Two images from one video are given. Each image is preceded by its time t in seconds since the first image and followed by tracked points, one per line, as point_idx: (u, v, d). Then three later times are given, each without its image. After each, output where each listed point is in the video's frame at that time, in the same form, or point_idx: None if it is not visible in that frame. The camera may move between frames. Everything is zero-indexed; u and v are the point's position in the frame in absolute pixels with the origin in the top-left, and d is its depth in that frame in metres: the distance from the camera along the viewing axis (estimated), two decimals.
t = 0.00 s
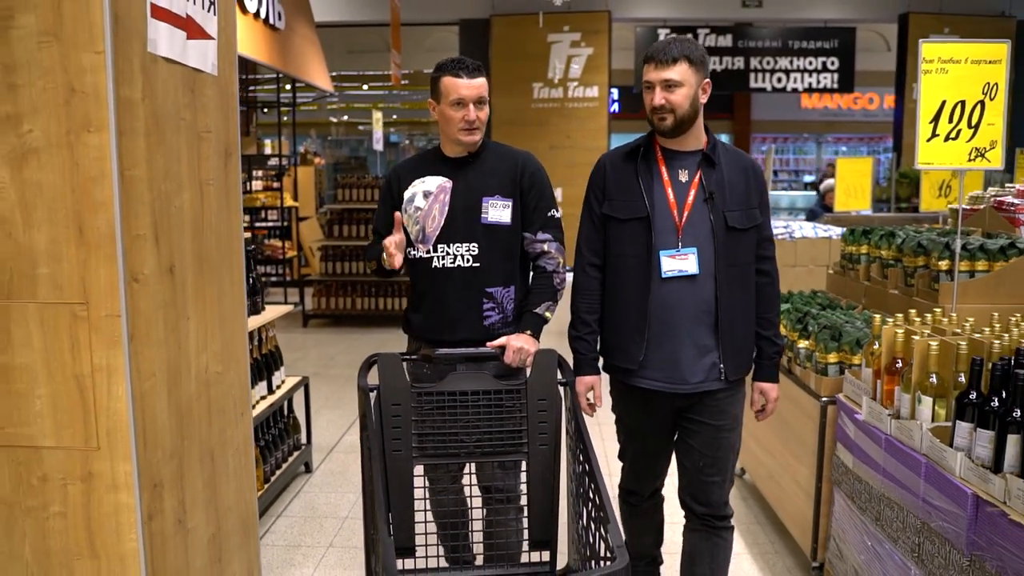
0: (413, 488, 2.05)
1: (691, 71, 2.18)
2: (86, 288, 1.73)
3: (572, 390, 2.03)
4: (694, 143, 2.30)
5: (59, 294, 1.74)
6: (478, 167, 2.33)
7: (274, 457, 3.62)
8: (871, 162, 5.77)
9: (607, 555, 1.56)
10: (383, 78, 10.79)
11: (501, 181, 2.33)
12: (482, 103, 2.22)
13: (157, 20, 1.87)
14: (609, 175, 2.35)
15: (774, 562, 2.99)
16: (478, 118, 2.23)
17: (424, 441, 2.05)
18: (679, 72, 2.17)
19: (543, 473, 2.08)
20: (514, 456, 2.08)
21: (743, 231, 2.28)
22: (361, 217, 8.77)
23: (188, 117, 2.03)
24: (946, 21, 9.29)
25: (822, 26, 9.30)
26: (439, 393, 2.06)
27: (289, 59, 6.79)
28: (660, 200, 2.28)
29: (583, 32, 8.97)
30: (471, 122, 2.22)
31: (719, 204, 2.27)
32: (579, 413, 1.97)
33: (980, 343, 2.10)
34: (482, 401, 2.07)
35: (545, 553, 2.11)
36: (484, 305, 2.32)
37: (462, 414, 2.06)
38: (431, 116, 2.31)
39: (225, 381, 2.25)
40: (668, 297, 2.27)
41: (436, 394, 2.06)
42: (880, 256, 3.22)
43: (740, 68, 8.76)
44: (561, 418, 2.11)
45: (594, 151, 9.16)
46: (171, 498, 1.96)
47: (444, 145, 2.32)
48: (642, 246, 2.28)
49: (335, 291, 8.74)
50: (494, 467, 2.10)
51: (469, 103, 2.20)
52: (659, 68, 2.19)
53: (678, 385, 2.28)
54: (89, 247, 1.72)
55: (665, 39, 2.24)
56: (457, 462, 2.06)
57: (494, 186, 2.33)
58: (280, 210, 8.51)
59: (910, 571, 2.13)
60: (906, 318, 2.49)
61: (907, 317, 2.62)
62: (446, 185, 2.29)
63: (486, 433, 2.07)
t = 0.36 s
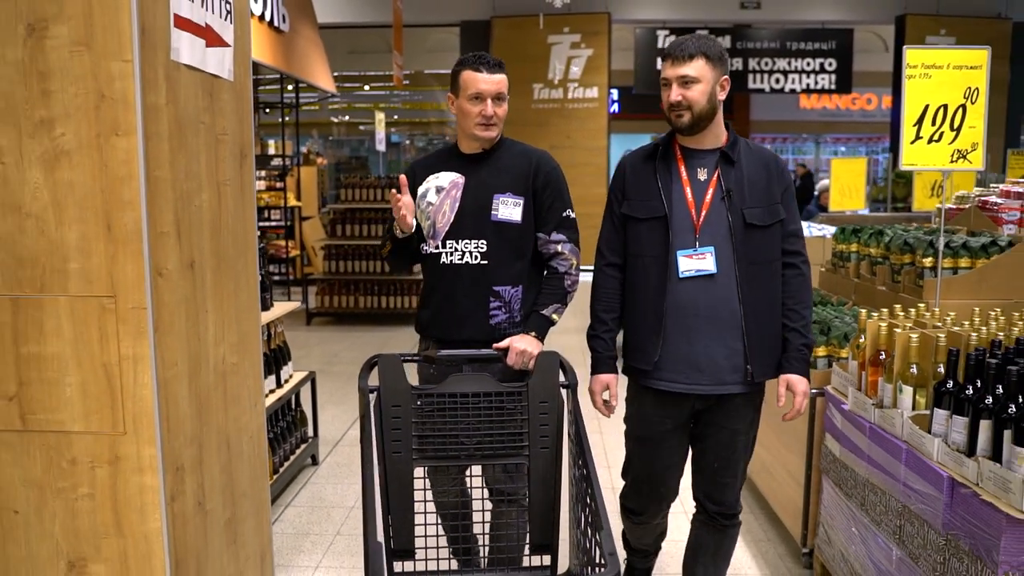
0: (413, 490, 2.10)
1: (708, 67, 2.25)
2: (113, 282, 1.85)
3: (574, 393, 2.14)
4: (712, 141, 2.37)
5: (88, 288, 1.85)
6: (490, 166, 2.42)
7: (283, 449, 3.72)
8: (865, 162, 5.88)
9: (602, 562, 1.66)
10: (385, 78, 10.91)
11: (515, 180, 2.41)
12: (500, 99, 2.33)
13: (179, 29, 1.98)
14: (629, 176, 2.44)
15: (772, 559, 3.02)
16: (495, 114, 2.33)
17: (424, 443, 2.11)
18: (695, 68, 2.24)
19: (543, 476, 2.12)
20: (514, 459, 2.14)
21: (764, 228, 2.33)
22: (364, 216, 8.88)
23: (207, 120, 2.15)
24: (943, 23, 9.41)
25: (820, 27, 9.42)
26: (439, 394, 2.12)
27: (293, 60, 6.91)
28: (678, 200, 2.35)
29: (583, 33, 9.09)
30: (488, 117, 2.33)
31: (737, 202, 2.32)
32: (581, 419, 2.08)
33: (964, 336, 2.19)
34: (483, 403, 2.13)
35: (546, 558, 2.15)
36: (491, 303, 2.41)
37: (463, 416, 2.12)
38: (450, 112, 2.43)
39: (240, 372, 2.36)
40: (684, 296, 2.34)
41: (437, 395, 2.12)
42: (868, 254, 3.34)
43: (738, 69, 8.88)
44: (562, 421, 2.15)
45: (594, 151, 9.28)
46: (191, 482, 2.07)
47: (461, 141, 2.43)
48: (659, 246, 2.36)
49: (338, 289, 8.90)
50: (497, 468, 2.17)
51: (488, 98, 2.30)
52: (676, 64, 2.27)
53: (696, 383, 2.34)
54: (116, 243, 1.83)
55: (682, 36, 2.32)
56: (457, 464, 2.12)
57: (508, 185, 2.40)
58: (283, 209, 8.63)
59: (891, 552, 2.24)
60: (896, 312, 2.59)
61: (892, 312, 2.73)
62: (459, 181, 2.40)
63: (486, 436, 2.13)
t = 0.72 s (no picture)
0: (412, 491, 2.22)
1: (712, 75, 2.35)
2: (141, 278, 1.97)
3: (573, 396, 2.22)
4: (720, 146, 2.45)
5: (117, 284, 1.98)
6: (501, 170, 2.54)
7: (292, 441, 3.85)
8: (859, 163, 6.01)
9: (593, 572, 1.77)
10: (387, 80, 11.04)
11: (526, 182, 2.52)
12: (510, 104, 2.41)
13: (201, 41, 2.11)
14: (636, 180, 2.52)
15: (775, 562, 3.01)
16: (505, 119, 2.41)
17: (424, 446, 2.22)
18: (700, 76, 2.33)
19: (543, 478, 2.24)
20: (515, 462, 2.24)
21: (768, 234, 2.43)
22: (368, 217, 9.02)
23: (226, 126, 2.27)
24: (940, 25, 9.53)
25: (818, 29, 9.53)
26: (439, 399, 2.23)
27: (298, 63, 7.05)
28: (684, 206, 2.45)
29: (584, 36, 9.23)
30: (498, 123, 2.41)
31: (742, 208, 2.42)
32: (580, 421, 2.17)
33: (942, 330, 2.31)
34: (483, 407, 2.22)
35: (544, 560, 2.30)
36: (505, 304, 2.53)
37: (462, 419, 2.23)
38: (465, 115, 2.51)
39: (255, 365, 2.49)
40: (690, 301, 2.44)
41: (437, 400, 2.23)
42: (858, 253, 3.45)
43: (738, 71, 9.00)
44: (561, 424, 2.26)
45: (594, 152, 9.41)
46: (212, 467, 2.20)
47: (477, 144, 2.53)
48: (665, 251, 2.45)
49: (343, 288, 9.06)
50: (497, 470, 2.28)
51: (498, 104, 2.39)
52: (680, 72, 2.36)
53: (700, 384, 2.44)
54: (144, 242, 1.96)
55: (688, 42, 2.40)
56: (457, 467, 2.22)
57: (517, 188, 2.51)
58: (288, 210, 8.77)
59: (872, 534, 2.37)
60: (879, 309, 2.73)
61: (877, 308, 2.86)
62: (471, 184, 2.52)
63: (486, 439, 2.23)
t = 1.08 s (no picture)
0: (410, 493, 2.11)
1: (707, 77, 2.22)
2: (165, 270, 2.10)
3: (573, 396, 2.10)
4: (712, 150, 2.32)
5: (143, 277, 2.11)
6: (500, 169, 2.42)
7: (300, 433, 3.97)
8: (852, 163, 6.14)
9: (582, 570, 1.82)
10: (389, 81, 11.18)
11: (525, 182, 2.42)
12: (511, 104, 2.33)
13: (220, 48, 2.24)
14: (627, 183, 2.37)
15: None
16: (506, 118, 2.33)
17: (421, 446, 2.10)
18: (693, 78, 2.21)
19: (542, 480, 2.11)
20: (512, 462, 2.12)
21: (760, 237, 2.32)
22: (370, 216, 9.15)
23: (243, 128, 2.40)
24: (935, 27, 9.68)
25: (815, 30, 9.66)
26: (436, 397, 2.11)
27: (302, 64, 7.18)
28: (679, 208, 2.30)
29: (583, 37, 9.36)
30: (499, 122, 2.32)
31: (737, 211, 2.30)
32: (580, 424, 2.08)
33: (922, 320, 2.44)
34: (480, 406, 2.11)
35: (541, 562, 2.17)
36: (507, 303, 2.42)
37: (459, 418, 2.11)
38: (462, 115, 2.42)
39: (269, 355, 2.62)
40: (687, 304, 2.29)
41: (434, 397, 2.11)
42: (845, 250, 3.59)
43: (735, 71, 9.14)
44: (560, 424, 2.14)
45: (593, 152, 9.55)
46: (229, 450, 2.32)
47: (473, 145, 2.43)
48: (660, 253, 2.30)
49: (345, 285, 9.14)
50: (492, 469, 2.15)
51: (499, 103, 2.30)
52: (673, 73, 2.23)
53: (695, 390, 2.31)
54: (168, 237, 2.09)
55: (682, 44, 2.28)
56: (454, 467, 2.11)
57: (517, 187, 2.41)
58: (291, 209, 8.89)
59: (855, 514, 2.50)
60: (863, 302, 2.86)
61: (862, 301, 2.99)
62: (470, 184, 2.40)
63: (483, 439, 2.12)
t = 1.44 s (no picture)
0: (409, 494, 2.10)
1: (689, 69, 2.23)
2: (188, 265, 2.22)
3: (573, 396, 2.08)
4: (693, 142, 2.35)
5: (166, 271, 2.23)
6: (483, 167, 2.44)
7: (308, 424, 4.08)
8: (848, 163, 6.26)
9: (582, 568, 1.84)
10: (391, 82, 11.29)
11: (509, 180, 2.45)
12: (487, 99, 2.34)
13: (239, 54, 2.35)
14: (613, 177, 2.33)
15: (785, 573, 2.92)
16: (484, 114, 2.33)
17: (421, 445, 2.08)
18: (678, 68, 2.21)
19: (542, 479, 2.10)
20: (511, 462, 2.10)
21: (747, 228, 2.34)
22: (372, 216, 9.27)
23: (260, 130, 2.52)
24: (932, 28, 9.79)
25: (813, 32, 9.76)
26: (436, 396, 2.08)
27: (305, 65, 7.30)
28: (667, 200, 2.30)
29: (583, 38, 9.47)
30: (477, 117, 2.33)
31: (724, 202, 2.32)
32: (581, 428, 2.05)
33: (906, 314, 2.57)
34: (480, 406, 2.08)
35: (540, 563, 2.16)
36: (496, 302, 2.44)
37: (459, 418, 2.09)
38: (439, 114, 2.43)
39: (283, 347, 2.73)
40: (681, 298, 2.28)
41: (433, 397, 2.09)
42: (838, 248, 3.71)
43: (733, 72, 9.26)
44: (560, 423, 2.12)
45: (592, 152, 9.66)
46: (246, 437, 2.43)
47: (450, 142, 2.44)
48: (651, 247, 2.28)
49: (348, 284, 9.27)
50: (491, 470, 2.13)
51: (476, 98, 2.32)
52: (656, 63, 2.23)
53: (689, 385, 2.29)
54: (190, 233, 2.20)
55: (663, 35, 2.28)
56: (452, 467, 2.08)
57: (502, 186, 2.43)
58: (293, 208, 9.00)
59: (844, 500, 2.61)
60: (856, 296, 2.97)
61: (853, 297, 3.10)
62: (453, 183, 2.42)
63: (483, 439, 2.09)
